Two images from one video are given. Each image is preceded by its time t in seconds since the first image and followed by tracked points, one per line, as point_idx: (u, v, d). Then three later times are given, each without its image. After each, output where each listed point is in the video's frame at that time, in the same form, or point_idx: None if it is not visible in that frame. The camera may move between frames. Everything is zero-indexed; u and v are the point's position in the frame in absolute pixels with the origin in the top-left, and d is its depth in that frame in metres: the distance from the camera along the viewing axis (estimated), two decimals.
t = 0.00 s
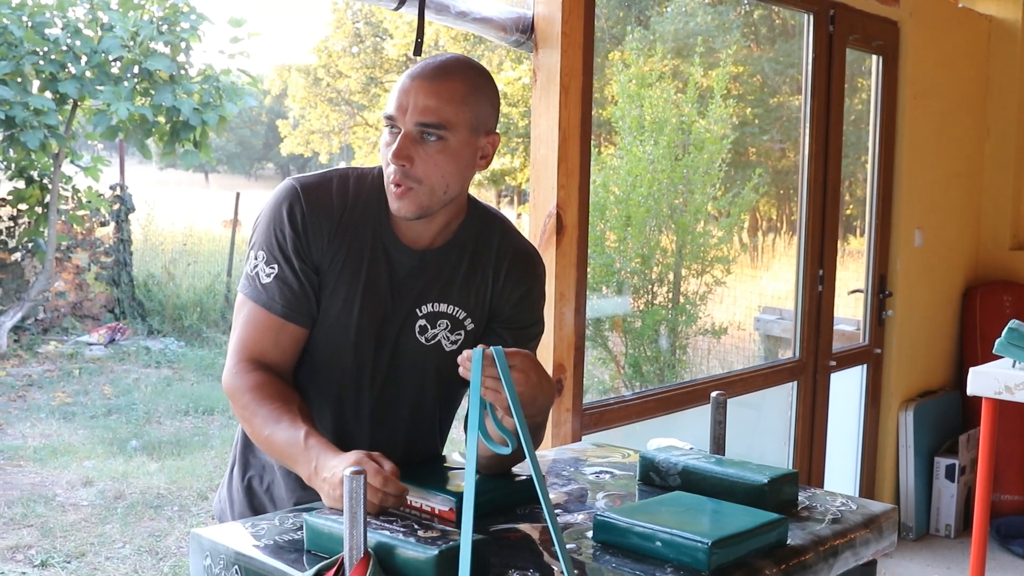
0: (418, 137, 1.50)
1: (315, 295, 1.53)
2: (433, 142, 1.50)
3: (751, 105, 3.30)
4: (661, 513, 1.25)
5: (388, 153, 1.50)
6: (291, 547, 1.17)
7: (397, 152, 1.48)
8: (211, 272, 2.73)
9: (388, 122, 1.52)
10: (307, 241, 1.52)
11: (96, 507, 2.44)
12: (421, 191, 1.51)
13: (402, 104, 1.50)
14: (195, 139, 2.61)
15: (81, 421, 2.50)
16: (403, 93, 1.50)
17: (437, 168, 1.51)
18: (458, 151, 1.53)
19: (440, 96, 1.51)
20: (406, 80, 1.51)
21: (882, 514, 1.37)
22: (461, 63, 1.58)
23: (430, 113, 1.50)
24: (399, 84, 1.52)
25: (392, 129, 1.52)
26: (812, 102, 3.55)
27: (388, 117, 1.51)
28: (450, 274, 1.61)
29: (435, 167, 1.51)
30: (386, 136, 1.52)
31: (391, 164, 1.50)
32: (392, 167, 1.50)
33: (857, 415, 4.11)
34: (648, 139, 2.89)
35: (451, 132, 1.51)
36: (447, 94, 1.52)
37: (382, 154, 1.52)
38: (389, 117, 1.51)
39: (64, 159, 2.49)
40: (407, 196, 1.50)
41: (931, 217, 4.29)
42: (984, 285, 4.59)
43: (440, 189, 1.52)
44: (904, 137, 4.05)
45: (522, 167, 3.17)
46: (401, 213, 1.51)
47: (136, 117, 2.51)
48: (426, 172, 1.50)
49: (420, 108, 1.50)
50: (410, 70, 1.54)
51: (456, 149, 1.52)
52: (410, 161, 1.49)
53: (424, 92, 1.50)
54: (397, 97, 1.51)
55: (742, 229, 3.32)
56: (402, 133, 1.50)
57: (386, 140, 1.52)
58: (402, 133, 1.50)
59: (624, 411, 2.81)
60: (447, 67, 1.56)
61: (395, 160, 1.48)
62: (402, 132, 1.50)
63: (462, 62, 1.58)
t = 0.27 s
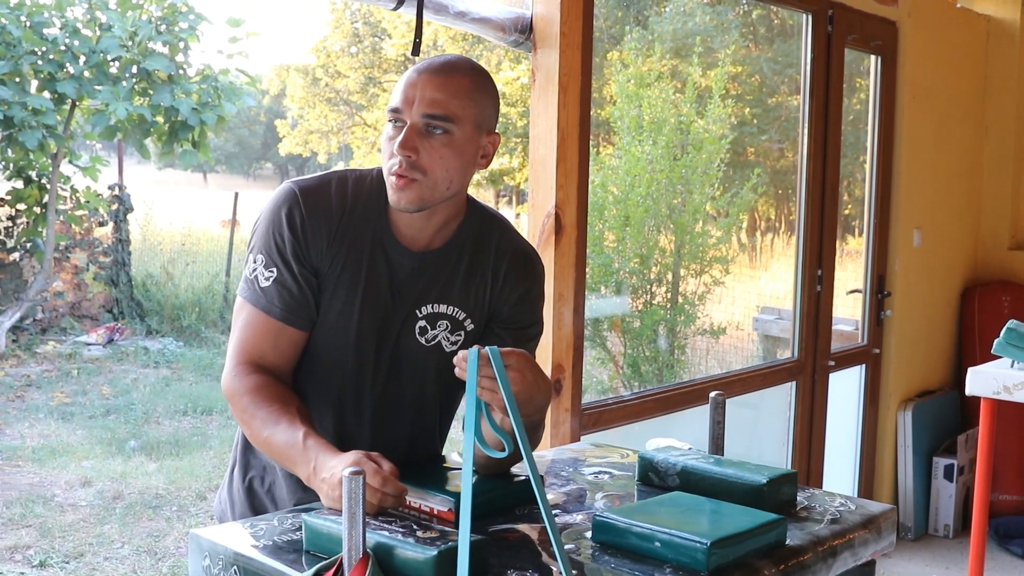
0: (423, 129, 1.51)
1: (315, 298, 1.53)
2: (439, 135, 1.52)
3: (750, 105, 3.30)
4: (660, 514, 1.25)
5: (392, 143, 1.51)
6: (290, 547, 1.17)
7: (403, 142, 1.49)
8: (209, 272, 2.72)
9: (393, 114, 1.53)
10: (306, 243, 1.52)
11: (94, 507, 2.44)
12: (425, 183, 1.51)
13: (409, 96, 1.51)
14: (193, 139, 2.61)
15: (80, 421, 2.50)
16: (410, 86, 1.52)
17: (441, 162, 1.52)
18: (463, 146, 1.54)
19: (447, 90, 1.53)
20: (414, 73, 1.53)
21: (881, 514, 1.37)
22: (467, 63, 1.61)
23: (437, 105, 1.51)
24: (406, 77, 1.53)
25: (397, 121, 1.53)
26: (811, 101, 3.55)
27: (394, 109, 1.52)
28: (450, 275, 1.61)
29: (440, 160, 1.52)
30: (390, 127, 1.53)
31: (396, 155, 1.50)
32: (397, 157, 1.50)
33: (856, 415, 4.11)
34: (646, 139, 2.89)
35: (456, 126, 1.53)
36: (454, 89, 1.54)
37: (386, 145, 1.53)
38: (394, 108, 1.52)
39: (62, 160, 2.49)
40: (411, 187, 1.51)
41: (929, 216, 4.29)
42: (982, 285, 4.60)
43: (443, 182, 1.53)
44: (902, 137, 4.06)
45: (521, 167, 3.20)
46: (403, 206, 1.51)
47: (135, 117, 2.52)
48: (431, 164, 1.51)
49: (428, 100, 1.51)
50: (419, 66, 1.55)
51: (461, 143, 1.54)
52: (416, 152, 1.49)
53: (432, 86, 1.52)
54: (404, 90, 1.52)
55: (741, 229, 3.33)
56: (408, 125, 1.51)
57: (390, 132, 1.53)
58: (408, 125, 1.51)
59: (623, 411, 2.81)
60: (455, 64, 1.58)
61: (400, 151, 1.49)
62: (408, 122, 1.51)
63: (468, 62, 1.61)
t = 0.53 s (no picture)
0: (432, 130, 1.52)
1: (318, 303, 1.53)
2: (447, 135, 1.52)
3: (751, 108, 3.30)
4: (662, 517, 1.25)
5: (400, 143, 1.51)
6: (292, 551, 1.17)
7: (411, 143, 1.49)
8: (210, 275, 2.73)
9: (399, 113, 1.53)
10: (309, 249, 1.52)
11: (95, 511, 2.45)
12: (432, 183, 1.52)
13: (418, 96, 1.52)
14: (194, 142, 2.62)
15: (81, 425, 2.50)
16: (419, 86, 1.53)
17: (450, 163, 1.52)
18: (471, 146, 1.54)
19: (458, 91, 1.53)
20: (423, 74, 1.54)
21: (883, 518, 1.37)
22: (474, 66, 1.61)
23: (447, 106, 1.52)
24: (414, 78, 1.54)
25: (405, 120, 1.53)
26: (812, 105, 3.55)
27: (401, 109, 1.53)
28: (452, 279, 1.61)
29: (448, 161, 1.52)
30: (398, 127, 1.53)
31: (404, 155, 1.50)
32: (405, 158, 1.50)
33: (857, 417, 4.11)
34: (647, 142, 2.89)
35: (464, 127, 1.54)
36: (464, 91, 1.54)
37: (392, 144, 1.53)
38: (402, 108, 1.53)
39: (63, 163, 2.48)
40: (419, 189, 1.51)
41: (930, 219, 4.29)
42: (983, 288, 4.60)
43: (451, 183, 1.54)
44: (903, 139, 4.06)
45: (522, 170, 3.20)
46: (411, 208, 1.51)
47: (136, 120, 2.53)
48: (440, 165, 1.52)
49: (437, 100, 1.52)
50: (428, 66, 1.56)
51: (469, 144, 1.54)
52: (424, 151, 1.50)
53: (441, 87, 1.53)
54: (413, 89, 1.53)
55: (741, 233, 3.32)
56: (416, 127, 1.52)
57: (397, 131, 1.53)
58: (417, 126, 1.52)
59: (624, 415, 2.81)
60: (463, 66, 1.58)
61: (409, 151, 1.49)
62: (415, 122, 1.52)
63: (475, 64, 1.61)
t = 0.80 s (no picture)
0: (442, 135, 1.50)
1: (317, 304, 1.52)
2: (457, 141, 1.51)
3: (750, 108, 3.30)
4: (661, 516, 1.25)
5: (411, 150, 1.50)
6: (291, 550, 1.17)
7: (423, 151, 1.48)
8: (209, 275, 2.73)
9: (407, 117, 1.51)
10: (307, 251, 1.52)
11: (95, 510, 2.45)
12: (443, 189, 1.51)
13: (427, 102, 1.50)
14: (193, 142, 2.63)
15: (80, 425, 2.50)
16: (428, 90, 1.50)
17: (460, 168, 1.52)
18: (479, 150, 1.54)
19: (466, 95, 1.51)
20: (430, 77, 1.51)
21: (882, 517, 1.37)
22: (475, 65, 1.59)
23: (457, 112, 1.50)
24: (421, 81, 1.51)
25: (412, 125, 1.51)
26: (811, 104, 3.55)
27: (411, 113, 1.50)
28: (452, 279, 1.61)
29: (458, 167, 1.51)
30: (407, 132, 1.51)
31: (415, 163, 1.49)
32: (416, 166, 1.49)
33: (856, 417, 4.12)
34: (646, 142, 2.89)
35: (473, 132, 1.53)
36: (471, 94, 1.53)
37: (400, 149, 1.51)
38: (411, 113, 1.50)
39: (62, 163, 2.48)
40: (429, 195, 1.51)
41: (929, 219, 4.29)
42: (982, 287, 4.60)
43: (460, 188, 1.53)
44: (902, 139, 4.06)
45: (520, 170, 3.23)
46: (421, 212, 1.52)
47: (135, 120, 2.53)
48: (450, 171, 1.51)
49: (447, 106, 1.50)
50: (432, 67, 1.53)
51: (477, 148, 1.54)
52: (435, 159, 1.49)
53: (449, 91, 1.50)
54: (422, 93, 1.50)
55: (741, 232, 3.32)
56: (426, 132, 1.50)
57: (405, 136, 1.51)
58: (427, 132, 1.50)
59: (623, 414, 2.81)
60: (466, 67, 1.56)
61: (422, 158, 1.48)
62: (425, 129, 1.50)
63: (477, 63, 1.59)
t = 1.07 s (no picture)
0: (476, 151, 1.48)
1: (317, 306, 1.52)
2: (489, 154, 1.49)
3: (749, 107, 3.31)
4: (661, 515, 1.25)
5: (446, 166, 1.47)
6: (291, 549, 1.16)
7: (461, 168, 1.46)
8: (208, 274, 2.73)
9: (439, 131, 1.47)
10: (308, 253, 1.52)
11: (94, 509, 2.45)
12: (474, 203, 1.51)
13: (461, 116, 1.46)
14: (193, 142, 2.64)
15: (79, 424, 2.50)
16: (461, 105, 1.46)
17: (493, 182, 1.51)
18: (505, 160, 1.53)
19: (499, 109, 1.48)
20: (461, 90, 1.47)
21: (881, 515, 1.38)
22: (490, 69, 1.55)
23: (492, 128, 1.48)
24: (451, 93, 1.47)
25: (444, 138, 1.48)
26: (810, 103, 3.55)
27: (443, 127, 1.47)
28: (453, 279, 1.61)
29: (489, 180, 1.50)
30: (438, 146, 1.48)
31: (450, 179, 1.47)
32: (451, 181, 1.47)
33: (855, 416, 4.12)
34: (645, 141, 2.89)
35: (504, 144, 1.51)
36: (502, 106, 1.49)
37: (432, 163, 1.48)
38: (442, 126, 1.47)
39: (61, 162, 2.48)
40: (460, 208, 1.50)
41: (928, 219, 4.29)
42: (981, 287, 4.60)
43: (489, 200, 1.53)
44: (901, 138, 4.06)
45: (518, 169, 3.17)
46: (451, 223, 1.52)
47: (134, 119, 2.53)
48: (484, 185, 1.50)
49: (482, 121, 1.47)
50: (457, 77, 1.49)
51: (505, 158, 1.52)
52: (472, 175, 1.47)
53: (483, 105, 1.47)
54: (453, 107, 1.46)
55: (740, 231, 3.33)
56: (461, 148, 1.47)
57: (436, 150, 1.48)
58: (462, 149, 1.47)
59: (622, 413, 2.81)
60: (489, 74, 1.52)
61: (460, 173, 1.46)
62: (460, 145, 1.47)
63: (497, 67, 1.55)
